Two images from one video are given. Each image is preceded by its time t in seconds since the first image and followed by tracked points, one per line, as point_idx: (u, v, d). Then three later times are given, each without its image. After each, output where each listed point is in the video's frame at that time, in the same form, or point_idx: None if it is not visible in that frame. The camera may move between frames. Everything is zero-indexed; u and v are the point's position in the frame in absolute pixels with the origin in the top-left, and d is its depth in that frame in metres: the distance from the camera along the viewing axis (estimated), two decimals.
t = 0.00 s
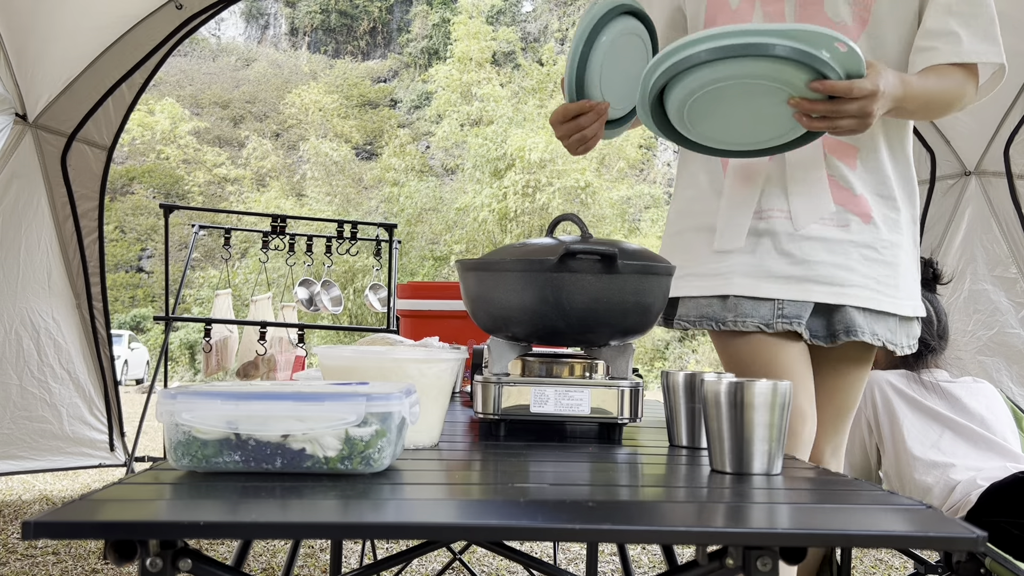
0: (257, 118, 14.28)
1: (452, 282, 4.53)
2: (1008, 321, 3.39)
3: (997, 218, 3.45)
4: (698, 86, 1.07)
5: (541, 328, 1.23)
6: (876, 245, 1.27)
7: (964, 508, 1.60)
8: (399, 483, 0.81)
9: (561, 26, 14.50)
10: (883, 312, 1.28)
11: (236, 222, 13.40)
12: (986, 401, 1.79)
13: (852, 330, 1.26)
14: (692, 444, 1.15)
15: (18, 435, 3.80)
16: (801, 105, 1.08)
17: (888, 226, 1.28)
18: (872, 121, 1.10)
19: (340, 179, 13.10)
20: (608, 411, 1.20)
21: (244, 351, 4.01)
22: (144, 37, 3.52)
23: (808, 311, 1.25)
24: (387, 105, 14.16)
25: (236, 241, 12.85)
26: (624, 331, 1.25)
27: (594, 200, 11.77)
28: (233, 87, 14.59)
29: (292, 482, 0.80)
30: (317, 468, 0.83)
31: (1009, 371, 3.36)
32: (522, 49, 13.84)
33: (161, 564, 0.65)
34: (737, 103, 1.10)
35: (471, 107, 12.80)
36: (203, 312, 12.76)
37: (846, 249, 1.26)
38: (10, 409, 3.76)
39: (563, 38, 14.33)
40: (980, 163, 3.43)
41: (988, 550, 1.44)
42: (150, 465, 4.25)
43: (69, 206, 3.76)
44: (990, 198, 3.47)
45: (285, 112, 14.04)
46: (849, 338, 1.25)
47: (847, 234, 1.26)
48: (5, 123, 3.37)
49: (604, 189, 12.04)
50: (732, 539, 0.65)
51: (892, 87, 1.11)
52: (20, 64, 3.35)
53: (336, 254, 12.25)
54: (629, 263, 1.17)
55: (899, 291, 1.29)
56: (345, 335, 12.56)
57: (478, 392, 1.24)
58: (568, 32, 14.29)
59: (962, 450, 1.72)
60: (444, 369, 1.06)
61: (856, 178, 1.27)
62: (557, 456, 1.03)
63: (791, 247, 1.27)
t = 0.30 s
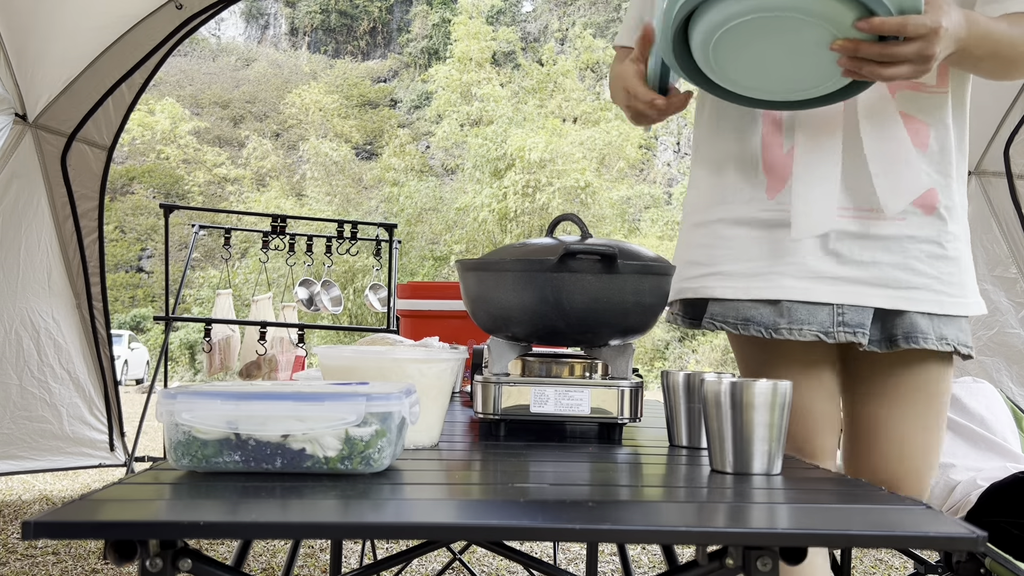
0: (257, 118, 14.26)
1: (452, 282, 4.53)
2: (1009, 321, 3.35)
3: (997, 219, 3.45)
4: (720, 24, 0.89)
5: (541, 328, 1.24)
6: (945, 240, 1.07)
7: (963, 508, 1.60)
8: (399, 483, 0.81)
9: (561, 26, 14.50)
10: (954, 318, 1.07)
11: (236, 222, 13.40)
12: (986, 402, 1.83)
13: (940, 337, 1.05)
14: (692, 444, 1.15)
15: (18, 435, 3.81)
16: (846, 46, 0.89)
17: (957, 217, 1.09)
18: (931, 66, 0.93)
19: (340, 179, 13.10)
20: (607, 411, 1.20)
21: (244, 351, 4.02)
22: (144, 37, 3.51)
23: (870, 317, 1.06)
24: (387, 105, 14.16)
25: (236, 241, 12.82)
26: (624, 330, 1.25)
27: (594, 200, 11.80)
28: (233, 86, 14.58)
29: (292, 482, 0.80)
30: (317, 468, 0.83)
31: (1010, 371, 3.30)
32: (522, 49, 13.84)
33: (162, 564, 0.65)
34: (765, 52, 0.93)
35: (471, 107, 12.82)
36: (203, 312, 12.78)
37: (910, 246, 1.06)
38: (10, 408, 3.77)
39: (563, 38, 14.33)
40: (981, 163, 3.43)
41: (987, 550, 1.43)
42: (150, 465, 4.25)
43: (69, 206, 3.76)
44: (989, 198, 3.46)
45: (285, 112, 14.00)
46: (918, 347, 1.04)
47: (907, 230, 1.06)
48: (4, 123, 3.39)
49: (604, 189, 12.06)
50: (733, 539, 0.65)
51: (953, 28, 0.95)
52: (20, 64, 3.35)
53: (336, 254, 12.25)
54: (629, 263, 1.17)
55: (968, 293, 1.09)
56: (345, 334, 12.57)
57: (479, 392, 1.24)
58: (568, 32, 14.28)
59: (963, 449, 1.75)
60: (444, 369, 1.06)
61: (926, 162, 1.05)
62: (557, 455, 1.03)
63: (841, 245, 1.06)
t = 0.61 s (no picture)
0: (257, 118, 14.25)
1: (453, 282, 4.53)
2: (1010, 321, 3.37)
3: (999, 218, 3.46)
4: (735, 34, 0.91)
5: (541, 328, 1.23)
6: (961, 239, 1.08)
7: (965, 507, 1.60)
8: (398, 483, 0.81)
9: (561, 26, 14.48)
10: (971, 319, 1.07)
11: (236, 222, 13.40)
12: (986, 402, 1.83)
13: (946, 337, 1.05)
14: (693, 444, 1.15)
15: (18, 435, 3.82)
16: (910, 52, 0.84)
17: (979, 217, 1.09)
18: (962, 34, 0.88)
19: (340, 179, 13.11)
20: (608, 411, 1.20)
21: (244, 351, 4.02)
22: (144, 37, 3.51)
23: (853, 315, 1.10)
24: (387, 105, 14.16)
25: (236, 241, 12.82)
26: (624, 330, 1.25)
27: (594, 200, 11.82)
28: (233, 86, 14.56)
29: (293, 482, 0.80)
30: (317, 468, 0.83)
31: (1009, 372, 3.33)
32: (522, 49, 13.81)
33: (161, 564, 0.65)
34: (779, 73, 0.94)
35: (471, 107, 12.84)
36: (203, 312, 12.79)
37: (916, 246, 1.09)
38: (10, 408, 3.77)
39: (563, 38, 14.32)
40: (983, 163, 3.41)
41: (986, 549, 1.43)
42: (150, 465, 4.25)
43: (69, 206, 3.76)
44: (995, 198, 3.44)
45: (285, 112, 14.00)
46: (907, 347, 1.06)
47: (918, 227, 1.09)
48: (5, 123, 3.39)
49: (605, 189, 12.08)
50: (733, 538, 0.65)
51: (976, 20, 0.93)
52: (20, 64, 3.34)
53: (336, 254, 12.27)
54: (629, 264, 1.18)
55: (996, 295, 1.08)
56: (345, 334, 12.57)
57: (479, 392, 1.24)
58: (568, 33, 14.26)
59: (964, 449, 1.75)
60: (444, 369, 1.06)
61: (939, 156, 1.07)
62: (557, 455, 1.03)
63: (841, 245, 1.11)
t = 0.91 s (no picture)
0: (257, 118, 14.26)
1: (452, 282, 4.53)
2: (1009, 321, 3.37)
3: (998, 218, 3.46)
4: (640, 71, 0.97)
5: (541, 328, 1.23)
6: (931, 233, 1.09)
7: (966, 508, 1.61)
8: (398, 483, 0.81)
9: (561, 26, 14.47)
10: (952, 316, 1.07)
11: (236, 222, 13.40)
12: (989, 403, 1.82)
13: (911, 337, 1.08)
14: (693, 444, 1.15)
15: (18, 435, 3.81)
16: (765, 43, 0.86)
17: (954, 209, 1.09)
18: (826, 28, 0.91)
19: (340, 179, 13.12)
20: (608, 411, 1.20)
21: (243, 351, 4.02)
22: (143, 37, 3.51)
23: (822, 312, 1.15)
24: (387, 105, 14.16)
25: (236, 241, 12.82)
26: (624, 330, 1.25)
27: (594, 200, 11.84)
28: (233, 86, 14.56)
29: (292, 482, 0.80)
30: (317, 468, 0.83)
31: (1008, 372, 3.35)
32: (522, 49, 13.78)
33: (161, 564, 0.65)
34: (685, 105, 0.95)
35: (471, 107, 12.86)
36: (203, 312, 12.79)
37: (884, 240, 1.11)
38: (10, 409, 3.77)
39: (563, 38, 14.31)
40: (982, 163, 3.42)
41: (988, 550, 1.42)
42: (150, 465, 4.25)
43: (69, 206, 3.76)
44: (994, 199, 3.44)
45: (285, 112, 14.00)
46: (875, 343, 1.10)
47: (889, 221, 1.11)
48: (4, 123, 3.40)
49: (605, 189, 12.09)
50: (734, 538, 0.66)
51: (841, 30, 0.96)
52: (20, 64, 3.34)
53: (336, 254, 12.27)
54: (629, 263, 1.18)
55: (975, 288, 1.07)
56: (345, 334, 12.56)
57: (479, 392, 1.24)
58: (569, 32, 14.25)
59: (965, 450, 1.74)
60: (443, 369, 1.06)
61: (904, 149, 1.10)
62: (557, 456, 1.03)
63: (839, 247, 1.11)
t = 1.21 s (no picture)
0: (257, 118, 14.25)
1: (452, 282, 4.53)
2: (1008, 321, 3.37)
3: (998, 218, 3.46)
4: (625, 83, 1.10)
5: (541, 329, 1.23)
6: (905, 213, 1.09)
7: (966, 507, 1.61)
8: (399, 483, 0.81)
9: (561, 26, 14.47)
10: (924, 300, 1.07)
11: (236, 222, 13.40)
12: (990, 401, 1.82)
13: (875, 324, 1.09)
14: (693, 444, 1.15)
15: (18, 435, 3.82)
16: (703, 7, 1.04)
17: (929, 189, 1.08)
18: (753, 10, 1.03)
19: (340, 179, 13.12)
20: (608, 411, 1.20)
21: (244, 351, 4.02)
22: (144, 37, 3.51)
23: (803, 301, 1.18)
24: (387, 105, 14.15)
25: (236, 241, 12.82)
26: (624, 330, 1.25)
27: (594, 200, 11.85)
28: (233, 86, 14.55)
29: (292, 482, 0.80)
30: (317, 468, 0.83)
31: (1009, 371, 3.34)
32: (522, 49, 13.75)
33: (161, 564, 0.65)
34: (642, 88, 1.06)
35: (471, 107, 12.89)
36: (203, 312, 12.78)
37: (860, 224, 1.12)
38: (10, 409, 3.77)
39: (563, 38, 14.30)
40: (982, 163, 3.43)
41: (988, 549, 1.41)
42: (150, 465, 4.25)
43: (69, 206, 3.76)
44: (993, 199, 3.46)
45: (285, 112, 13.99)
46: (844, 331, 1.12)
47: (864, 207, 1.12)
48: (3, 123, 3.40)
49: (605, 189, 12.09)
50: (734, 538, 0.66)
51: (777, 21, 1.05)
52: (20, 64, 3.33)
53: (336, 254, 12.27)
54: (629, 263, 1.18)
55: (953, 269, 1.06)
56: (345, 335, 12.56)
57: (479, 392, 1.24)
58: (569, 32, 14.23)
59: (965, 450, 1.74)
60: (444, 369, 1.06)
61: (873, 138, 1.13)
62: (557, 455, 1.03)
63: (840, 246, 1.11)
